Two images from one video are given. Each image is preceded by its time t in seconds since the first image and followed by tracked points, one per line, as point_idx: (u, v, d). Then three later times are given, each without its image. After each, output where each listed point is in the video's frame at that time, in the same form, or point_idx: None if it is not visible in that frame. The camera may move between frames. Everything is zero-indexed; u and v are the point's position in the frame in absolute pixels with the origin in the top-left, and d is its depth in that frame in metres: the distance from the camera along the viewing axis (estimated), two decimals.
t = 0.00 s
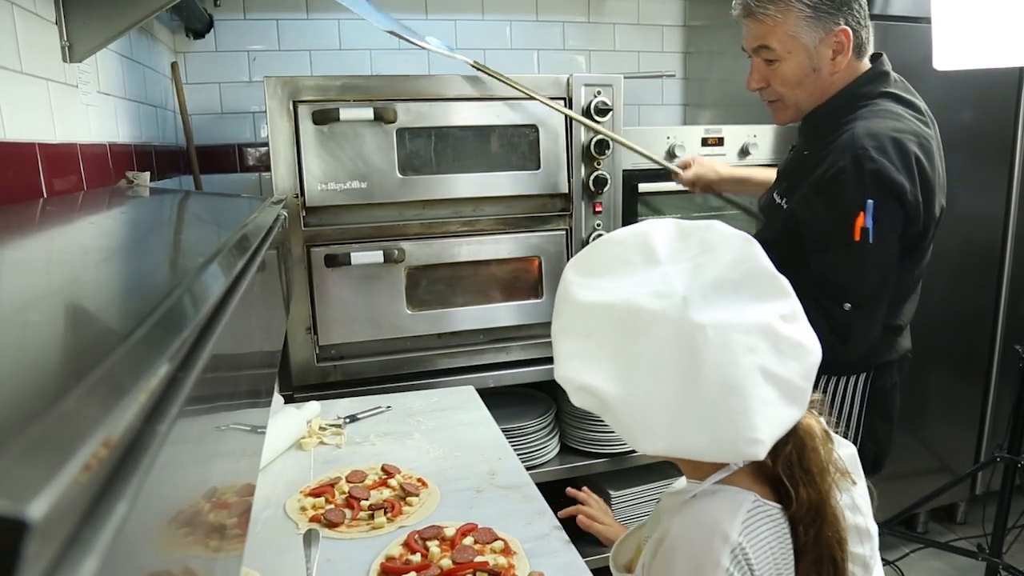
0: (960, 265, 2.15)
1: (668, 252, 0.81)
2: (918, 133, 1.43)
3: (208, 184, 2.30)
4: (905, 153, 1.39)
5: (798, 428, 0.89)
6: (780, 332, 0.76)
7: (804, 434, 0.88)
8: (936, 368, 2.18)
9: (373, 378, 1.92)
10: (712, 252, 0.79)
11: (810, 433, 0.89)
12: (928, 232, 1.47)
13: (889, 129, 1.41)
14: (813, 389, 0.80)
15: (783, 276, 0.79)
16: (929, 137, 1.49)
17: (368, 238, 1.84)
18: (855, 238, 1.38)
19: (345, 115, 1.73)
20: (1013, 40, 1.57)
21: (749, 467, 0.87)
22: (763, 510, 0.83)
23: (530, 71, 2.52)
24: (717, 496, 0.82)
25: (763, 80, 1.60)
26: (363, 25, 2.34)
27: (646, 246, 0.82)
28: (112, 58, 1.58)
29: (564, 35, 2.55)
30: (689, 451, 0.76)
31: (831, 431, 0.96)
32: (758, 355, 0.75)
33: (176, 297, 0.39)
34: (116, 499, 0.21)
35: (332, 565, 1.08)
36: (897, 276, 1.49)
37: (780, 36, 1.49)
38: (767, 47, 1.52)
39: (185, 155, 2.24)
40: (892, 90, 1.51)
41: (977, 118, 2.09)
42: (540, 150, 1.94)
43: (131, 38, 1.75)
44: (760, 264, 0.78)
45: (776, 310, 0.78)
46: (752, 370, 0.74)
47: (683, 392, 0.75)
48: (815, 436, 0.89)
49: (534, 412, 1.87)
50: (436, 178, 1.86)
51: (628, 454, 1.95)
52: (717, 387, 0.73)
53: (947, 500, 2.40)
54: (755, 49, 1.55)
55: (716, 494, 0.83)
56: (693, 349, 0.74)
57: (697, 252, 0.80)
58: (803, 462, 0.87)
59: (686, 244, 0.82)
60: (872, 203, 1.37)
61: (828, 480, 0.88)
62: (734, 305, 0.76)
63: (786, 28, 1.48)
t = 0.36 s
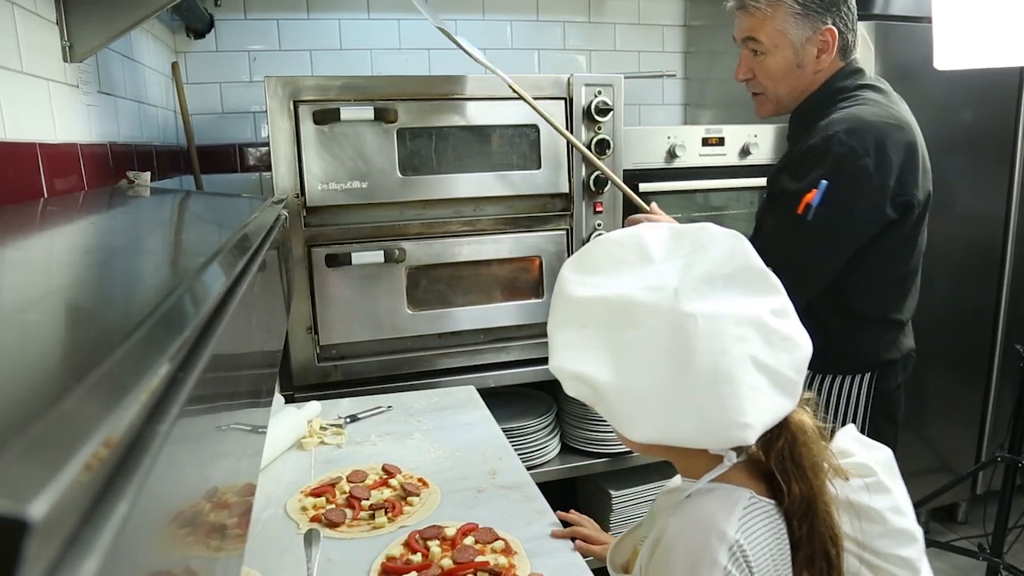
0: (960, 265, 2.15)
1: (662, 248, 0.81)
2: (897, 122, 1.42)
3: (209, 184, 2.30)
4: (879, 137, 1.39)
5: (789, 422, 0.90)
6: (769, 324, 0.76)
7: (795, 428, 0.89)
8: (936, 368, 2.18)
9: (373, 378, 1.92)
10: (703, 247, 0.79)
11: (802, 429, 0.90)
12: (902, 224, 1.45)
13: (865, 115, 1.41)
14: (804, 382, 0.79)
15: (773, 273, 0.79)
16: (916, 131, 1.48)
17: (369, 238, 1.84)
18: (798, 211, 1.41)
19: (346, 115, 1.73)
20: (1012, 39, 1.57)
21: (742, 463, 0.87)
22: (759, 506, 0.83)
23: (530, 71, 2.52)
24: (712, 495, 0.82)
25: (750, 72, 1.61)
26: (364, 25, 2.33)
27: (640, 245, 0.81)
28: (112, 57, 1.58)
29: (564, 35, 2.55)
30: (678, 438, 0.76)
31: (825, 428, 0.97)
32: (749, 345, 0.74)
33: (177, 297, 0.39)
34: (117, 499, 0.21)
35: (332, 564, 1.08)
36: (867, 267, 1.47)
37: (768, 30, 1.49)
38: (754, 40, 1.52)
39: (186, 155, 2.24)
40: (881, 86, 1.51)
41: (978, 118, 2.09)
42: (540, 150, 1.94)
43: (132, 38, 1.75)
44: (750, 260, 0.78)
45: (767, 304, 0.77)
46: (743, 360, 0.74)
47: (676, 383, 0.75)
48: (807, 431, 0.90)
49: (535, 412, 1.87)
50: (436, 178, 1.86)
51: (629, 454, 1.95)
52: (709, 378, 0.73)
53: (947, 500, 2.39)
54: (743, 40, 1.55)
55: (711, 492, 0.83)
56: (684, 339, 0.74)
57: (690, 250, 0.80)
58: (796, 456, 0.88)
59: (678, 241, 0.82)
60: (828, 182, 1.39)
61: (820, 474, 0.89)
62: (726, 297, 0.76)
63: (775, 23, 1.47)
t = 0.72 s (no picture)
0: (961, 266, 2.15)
1: (659, 250, 0.81)
2: (899, 115, 1.44)
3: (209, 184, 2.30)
4: (885, 132, 1.40)
5: (789, 421, 0.89)
6: (768, 321, 0.77)
7: (796, 427, 0.89)
8: (936, 368, 2.18)
9: (373, 378, 1.92)
10: (700, 248, 0.80)
11: (801, 427, 0.90)
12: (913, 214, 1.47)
13: (867, 111, 1.42)
14: (803, 379, 0.79)
15: (769, 271, 0.80)
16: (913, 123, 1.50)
17: (369, 238, 1.84)
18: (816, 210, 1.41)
19: (346, 115, 1.73)
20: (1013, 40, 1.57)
21: (742, 463, 0.87)
22: (758, 506, 0.83)
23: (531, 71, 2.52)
24: (710, 494, 0.82)
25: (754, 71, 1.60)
26: (364, 25, 2.33)
27: (637, 248, 0.82)
28: (113, 58, 1.58)
29: (565, 35, 2.55)
30: (680, 437, 0.76)
31: (823, 425, 0.97)
32: (748, 342, 0.75)
33: (177, 297, 0.39)
34: (116, 499, 0.21)
35: (332, 564, 1.09)
36: (875, 260, 1.48)
37: (772, 27, 1.49)
38: (759, 37, 1.52)
39: (186, 155, 2.24)
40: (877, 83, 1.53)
41: (978, 118, 2.08)
42: (540, 149, 1.94)
43: (132, 38, 1.75)
44: (747, 260, 0.79)
45: (764, 302, 0.78)
46: (743, 358, 0.74)
47: (676, 382, 0.74)
48: (807, 430, 0.90)
49: (535, 412, 1.86)
50: (437, 179, 1.86)
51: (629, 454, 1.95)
52: (710, 376, 0.73)
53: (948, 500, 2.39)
54: (748, 38, 1.56)
55: (709, 491, 0.83)
56: (684, 337, 0.74)
57: (687, 251, 0.80)
58: (795, 454, 0.88)
59: (675, 243, 0.82)
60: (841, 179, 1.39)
61: (819, 472, 0.90)
62: (724, 294, 0.77)
63: (780, 21, 1.48)
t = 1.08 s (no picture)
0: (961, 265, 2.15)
1: (656, 251, 0.81)
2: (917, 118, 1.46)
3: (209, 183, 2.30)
4: (910, 136, 1.41)
5: (785, 419, 0.89)
6: (763, 319, 0.77)
7: (792, 425, 0.89)
8: (937, 368, 2.20)
9: (373, 378, 1.92)
10: (696, 247, 0.80)
11: (798, 425, 0.89)
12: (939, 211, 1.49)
13: (889, 116, 1.43)
14: (799, 377, 0.79)
15: (765, 270, 0.80)
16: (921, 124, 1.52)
17: (369, 238, 1.84)
18: (851, 217, 1.41)
19: (346, 114, 1.73)
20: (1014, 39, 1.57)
21: (737, 462, 0.87)
22: (754, 504, 0.83)
23: (531, 71, 2.52)
24: (707, 492, 0.82)
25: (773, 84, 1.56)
26: (364, 25, 2.34)
27: (633, 247, 0.82)
28: (113, 58, 1.58)
29: (565, 34, 2.55)
30: (679, 436, 0.76)
31: (820, 422, 0.97)
32: (744, 340, 0.75)
33: (177, 296, 0.39)
34: (117, 499, 0.21)
35: (332, 563, 1.09)
36: (907, 263, 1.49)
37: (792, 35, 1.47)
38: (781, 48, 1.49)
39: (187, 155, 2.24)
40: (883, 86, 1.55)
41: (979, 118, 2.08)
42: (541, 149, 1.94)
43: (132, 37, 1.75)
44: (742, 257, 0.79)
45: (760, 300, 0.78)
46: (738, 355, 0.74)
47: (670, 380, 0.74)
48: (803, 428, 0.89)
49: (535, 412, 1.86)
50: (437, 178, 1.86)
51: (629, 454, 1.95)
52: (704, 374, 0.73)
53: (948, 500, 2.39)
54: (765, 53, 1.52)
55: (706, 489, 0.83)
56: (678, 335, 0.74)
57: (682, 250, 0.80)
58: (791, 453, 0.87)
59: (671, 242, 0.82)
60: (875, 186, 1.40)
61: (815, 469, 0.89)
62: (719, 292, 0.77)
63: (799, 28, 1.47)
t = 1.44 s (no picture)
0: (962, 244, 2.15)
1: (653, 227, 0.81)
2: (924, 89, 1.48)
3: (208, 162, 2.28)
4: (920, 102, 1.44)
5: (788, 394, 0.89)
6: (762, 293, 0.76)
7: (794, 400, 0.89)
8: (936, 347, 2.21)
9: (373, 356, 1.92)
10: (694, 222, 0.79)
11: (799, 399, 0.90)
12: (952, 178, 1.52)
13: (901, 88, 1.44)
14: (801, 351, 0.79)
15: (765, 244, 0.80)
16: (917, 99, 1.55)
17: (369, 216, 1.83)
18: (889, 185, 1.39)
19: (345, 92, 1.71)
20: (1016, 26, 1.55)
21: (739, 438, 0.86)
22: (755, 479, 0.84)
23: (531, 49, 2.50)
24: (707, 468, 0.83)
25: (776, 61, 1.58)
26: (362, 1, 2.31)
27: (631, 224, 0.81)
28: (108, 34, 1.56)
29: (566, 11, 2.52)
30: (678, 411, 0.75)
31: (823, 399, 0.97)
32: (742, 315, 0.75)
33: (173, 271, 0.38)
34: (112, 471, 0.21)
35: (333, 540, 1.09)
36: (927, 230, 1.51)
37: (795, 12, 1.48)
38: (784, 26, 1.50)
39: (185, 134, 2.23)
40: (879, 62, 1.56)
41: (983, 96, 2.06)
42: (541, 127, 1.92)
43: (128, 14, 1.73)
44: (740, 232, 0.79)
45: (759, 274, 0.78)
46: (737, 330, 0.74)
47: (668, 356, 0.74)
48: (805, 404, 0.89)
49: (535, 390, 1.87)
50: (436, 156, 1.84)
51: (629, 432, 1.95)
52: (703, 349, 0.73)
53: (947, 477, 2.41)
54: (769, 30, 1.53)
55: (706, 465, 0.83)
56: (676, 310, 0.74)
57: (680, 225, 0.80)
58: (793, 428, 0.88)
59: (669, 218, 0.82)
60: (905, 152, 1.40)
61: (818, 445, 0.89)
62: (718, 267, 0.76)
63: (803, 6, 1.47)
